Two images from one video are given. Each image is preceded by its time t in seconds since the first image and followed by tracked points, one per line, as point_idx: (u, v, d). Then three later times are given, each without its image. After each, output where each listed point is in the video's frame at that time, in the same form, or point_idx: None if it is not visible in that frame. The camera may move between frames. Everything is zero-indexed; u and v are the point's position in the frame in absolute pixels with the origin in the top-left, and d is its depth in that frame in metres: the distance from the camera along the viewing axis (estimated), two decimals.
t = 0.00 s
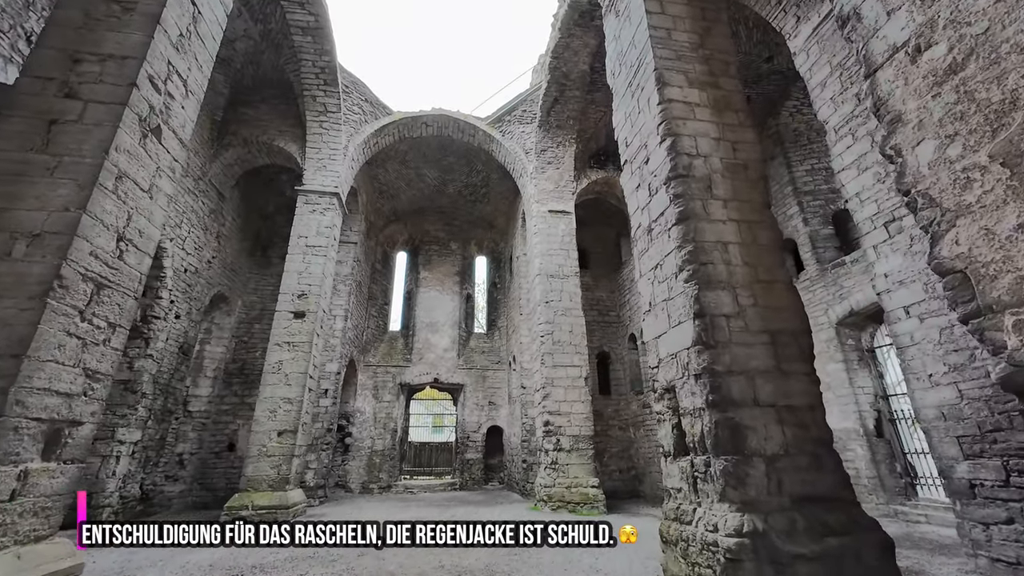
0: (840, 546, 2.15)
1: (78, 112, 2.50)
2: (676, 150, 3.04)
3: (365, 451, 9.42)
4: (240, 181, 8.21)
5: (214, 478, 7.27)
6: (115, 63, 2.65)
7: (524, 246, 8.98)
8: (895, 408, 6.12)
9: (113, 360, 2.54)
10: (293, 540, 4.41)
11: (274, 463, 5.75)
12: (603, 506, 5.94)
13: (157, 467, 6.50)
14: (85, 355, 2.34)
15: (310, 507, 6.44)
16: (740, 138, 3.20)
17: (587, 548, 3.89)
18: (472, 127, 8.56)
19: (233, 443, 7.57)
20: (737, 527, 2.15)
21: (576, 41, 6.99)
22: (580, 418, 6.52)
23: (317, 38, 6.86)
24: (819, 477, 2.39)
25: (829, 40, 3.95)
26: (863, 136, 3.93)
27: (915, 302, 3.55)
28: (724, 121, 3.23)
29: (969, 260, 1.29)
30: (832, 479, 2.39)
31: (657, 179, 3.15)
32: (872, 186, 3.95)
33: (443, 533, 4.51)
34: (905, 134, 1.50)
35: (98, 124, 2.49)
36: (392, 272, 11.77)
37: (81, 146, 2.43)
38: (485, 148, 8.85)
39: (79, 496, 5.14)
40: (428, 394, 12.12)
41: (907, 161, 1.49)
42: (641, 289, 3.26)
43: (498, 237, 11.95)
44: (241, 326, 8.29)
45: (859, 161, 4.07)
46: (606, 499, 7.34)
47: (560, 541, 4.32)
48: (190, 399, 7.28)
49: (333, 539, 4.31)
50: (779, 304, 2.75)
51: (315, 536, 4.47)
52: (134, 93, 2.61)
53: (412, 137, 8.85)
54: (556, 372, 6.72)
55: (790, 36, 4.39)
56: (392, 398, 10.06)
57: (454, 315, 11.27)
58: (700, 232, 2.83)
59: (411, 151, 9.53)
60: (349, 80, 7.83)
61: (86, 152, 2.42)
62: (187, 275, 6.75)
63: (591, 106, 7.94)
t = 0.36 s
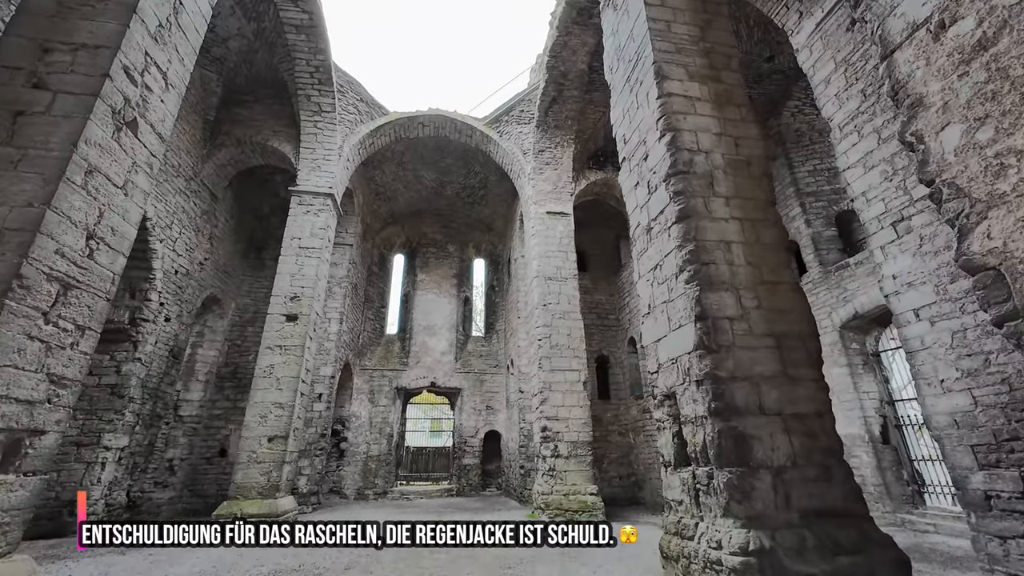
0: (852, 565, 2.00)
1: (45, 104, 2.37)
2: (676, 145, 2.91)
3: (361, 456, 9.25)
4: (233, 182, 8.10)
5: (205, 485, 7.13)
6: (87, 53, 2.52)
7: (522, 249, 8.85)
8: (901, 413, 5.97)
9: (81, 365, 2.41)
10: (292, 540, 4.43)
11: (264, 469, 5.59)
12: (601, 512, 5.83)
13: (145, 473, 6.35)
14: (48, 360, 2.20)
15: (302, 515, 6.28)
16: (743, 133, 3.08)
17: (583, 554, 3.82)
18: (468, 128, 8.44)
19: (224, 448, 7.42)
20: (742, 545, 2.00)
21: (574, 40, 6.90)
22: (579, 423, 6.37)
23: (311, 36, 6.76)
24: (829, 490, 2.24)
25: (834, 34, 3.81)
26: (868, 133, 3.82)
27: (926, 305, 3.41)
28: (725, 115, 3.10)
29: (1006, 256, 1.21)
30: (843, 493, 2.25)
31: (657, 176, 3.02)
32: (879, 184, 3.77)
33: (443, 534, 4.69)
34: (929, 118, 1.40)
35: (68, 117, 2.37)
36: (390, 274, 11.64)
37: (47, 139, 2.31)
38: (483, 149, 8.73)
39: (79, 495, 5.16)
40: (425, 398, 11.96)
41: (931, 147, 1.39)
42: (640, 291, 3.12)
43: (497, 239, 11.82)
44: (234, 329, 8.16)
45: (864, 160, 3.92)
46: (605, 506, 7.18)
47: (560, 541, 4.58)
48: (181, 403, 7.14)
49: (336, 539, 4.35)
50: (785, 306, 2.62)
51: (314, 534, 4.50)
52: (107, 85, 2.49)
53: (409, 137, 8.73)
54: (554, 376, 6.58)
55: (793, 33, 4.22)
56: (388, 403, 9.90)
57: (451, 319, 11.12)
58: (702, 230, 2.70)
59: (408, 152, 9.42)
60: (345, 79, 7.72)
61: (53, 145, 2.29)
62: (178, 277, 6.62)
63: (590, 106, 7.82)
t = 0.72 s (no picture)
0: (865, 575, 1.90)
1: (24, 92, 2.29)
2: (678, 138, 2.82)
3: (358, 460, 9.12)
4: (230, 182, 8.03)
5: (198, 489, 7.01)
6: (70, 41, 2.44)
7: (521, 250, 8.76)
8: (907, 416, 5.86)
9: (59, 364, 2.31)
10: (293, 540, 4.55)
11: (257, 473, 5.48)
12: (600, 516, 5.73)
13: (136, 477, 6.30)
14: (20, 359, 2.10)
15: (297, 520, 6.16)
16: (746, 126, 2.99)
17: (583, 562, 3.71)
18: (467, 128, 8.36)
19: (219, 452, 7.31)
20: (749, 553, 1.90)
21: (574, 39, 6.85)
22: (579, 427, 6.25)
23: (308, 34, 6.70)
24: (840, 495, 2.14)
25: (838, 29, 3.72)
26: (873, 129, 3.66)
27: (936, 303, 3.32)
28: (728, 108, 3.02)
29: None
30: (855, 499, 2.14)
31: (658, 170, 2.93)
32: (885, 181, 3.62)
33: (443, 533, 4.74)
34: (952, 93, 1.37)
35: (47, 106, 2.29)
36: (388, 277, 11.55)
37: (24, 128, 2.22)
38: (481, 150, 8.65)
39: (80, 495, 5.12)
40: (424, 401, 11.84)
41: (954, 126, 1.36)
42: (641, 289, 3.03)
43: (496, 241, 11.73)
44: (230, 332, 8.06)
45: (870, 156, 3.73)
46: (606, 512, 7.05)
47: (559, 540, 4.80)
48: (175, 405, 7.04)
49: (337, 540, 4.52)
50: (792, 303, 2.52)
51: (315, 535, 4.58)
52: (89, 74, 2.40)
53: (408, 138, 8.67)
54: (554, 379, 6.48)
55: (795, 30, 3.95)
56: (386, 406, 9.78)
57: (450, 321, 11.02)
58: (705, 225, 2.60)
59: (407, 153, 9.35)
60: (343, 79, 7.67)
61: (30, 135, 2.21)
62: (173, 278, 6.53)
63: (589, 105, 7.76)
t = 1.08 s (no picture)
0: None
1: None
2: (688, 127, 2.68)
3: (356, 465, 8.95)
4: (226, 182, 7.91)
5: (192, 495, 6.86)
6: (46, 23, 2.31)
7: (522, 251, 8.63)
8: (920, 421, 5.71)
9: (31, 364, 2.17)
10: (292, 540, 4.72)
11: (250, 479, 5.31)
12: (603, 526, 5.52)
13: (127, 483, 6.12)
14: None
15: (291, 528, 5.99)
16: (759, 116, 2.85)
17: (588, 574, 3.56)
18: (467, 127, 8.23)
19: (213, 456, 7.15)
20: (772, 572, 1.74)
21: (576, 36, 6.75)
22: (581, 431, 6.09)
23: (306, 31, 6.59)
24: (869, 508, 1.99)
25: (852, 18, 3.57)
26: (888, 122, 3.28)
27: (958, 303, 3.23)
28: (740, 98, 2.88)
29: None
30: (884, 511, 1.99)
31: (666, 162, 2.79)
32: (902, 176, 3.33)
33: (443, 534, 4.87)
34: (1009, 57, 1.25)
35: (17, 89, 2.15)
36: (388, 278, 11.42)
37: None
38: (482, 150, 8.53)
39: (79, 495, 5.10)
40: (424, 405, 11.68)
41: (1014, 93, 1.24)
42: (649, 286, 2.88)
43: (497, 243, 11.60)
44: (226, 334, 7.92)
45: (884, 150, 3.38)
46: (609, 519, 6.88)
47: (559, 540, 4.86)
48: (169, 409, 6.90)
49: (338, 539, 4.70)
50: (811, 300, 2.37)
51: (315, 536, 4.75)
52: (66, 57, 2.27)
53: (407, 138, 8.55)
54: (555, 382, 6.32)
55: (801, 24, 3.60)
56: (384, 410, 9.62)
57: (450, 323, 10.87)
58: (717, 218, 2.46)
59: (407, 154, 9.24)
60: (341, 77, 7.56)
61: None
62: (167, 278, 6.40)
63: (592, 104, 7.64)
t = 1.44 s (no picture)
0: None
1: None
2: (696, 121, 2.55)
3: (353, 472, 8.77)
4: (222, 184, 7.80)
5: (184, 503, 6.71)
6: (21, 10, 2.20)
7: (522, 254, 8.50)
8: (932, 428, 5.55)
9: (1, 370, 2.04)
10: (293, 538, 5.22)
11: (241, 488, 5.14)
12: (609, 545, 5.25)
13: (118, 491, 6.05)
14: None
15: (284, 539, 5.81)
16: (771, 110, 2.73)
17: None
18: (467, 128, 8.12)
19: (206, 464, 6.99)
20: None
21: (577, 35, 6.66)
22: (584, 438, 5.94)
23: (303, 30, 6.50)
24: (897, 526, 1.84)
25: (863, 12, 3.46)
26: (901, 118, 3.19)
27: (978, 305, 3.05)
28: (751, 91, 2.76)
29: None
30: (914, 530, 1.84)
31: (674, 157, 2.66)
32: (916, 174, 3.21)
33: (442, 533, 5.59)
34: None
35: None
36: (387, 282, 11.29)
37: None
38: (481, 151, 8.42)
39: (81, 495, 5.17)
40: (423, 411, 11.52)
41: None
42: (656, 288, 2.74)
43: (497, 246, 11.48)
44: (221, 338, 7.78)
45: (897, 147, 3.27)
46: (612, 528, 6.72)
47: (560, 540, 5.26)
48: (161, 415, 6.76)
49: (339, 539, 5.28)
50: (829, 302, 2.24)
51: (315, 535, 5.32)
52: (40, 45, 2.15)
53: (406, 139, 8.44)
54: (557, 388, 6.16)
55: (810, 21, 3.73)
56: (382, 415, 9.46)
57: (449, 327, 10.73)
58: (729, 215, 2.32)
59: (407, 156, 9.14)
60: (339, 77, 7.47)
61: None
62: (159, 281, 6.27)
63: (593, 105, 7.53)
